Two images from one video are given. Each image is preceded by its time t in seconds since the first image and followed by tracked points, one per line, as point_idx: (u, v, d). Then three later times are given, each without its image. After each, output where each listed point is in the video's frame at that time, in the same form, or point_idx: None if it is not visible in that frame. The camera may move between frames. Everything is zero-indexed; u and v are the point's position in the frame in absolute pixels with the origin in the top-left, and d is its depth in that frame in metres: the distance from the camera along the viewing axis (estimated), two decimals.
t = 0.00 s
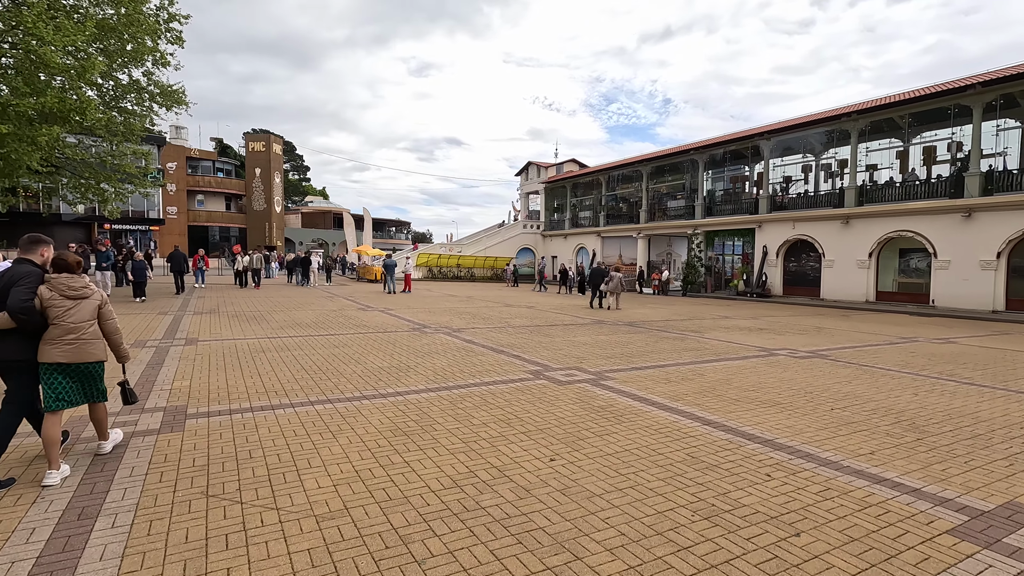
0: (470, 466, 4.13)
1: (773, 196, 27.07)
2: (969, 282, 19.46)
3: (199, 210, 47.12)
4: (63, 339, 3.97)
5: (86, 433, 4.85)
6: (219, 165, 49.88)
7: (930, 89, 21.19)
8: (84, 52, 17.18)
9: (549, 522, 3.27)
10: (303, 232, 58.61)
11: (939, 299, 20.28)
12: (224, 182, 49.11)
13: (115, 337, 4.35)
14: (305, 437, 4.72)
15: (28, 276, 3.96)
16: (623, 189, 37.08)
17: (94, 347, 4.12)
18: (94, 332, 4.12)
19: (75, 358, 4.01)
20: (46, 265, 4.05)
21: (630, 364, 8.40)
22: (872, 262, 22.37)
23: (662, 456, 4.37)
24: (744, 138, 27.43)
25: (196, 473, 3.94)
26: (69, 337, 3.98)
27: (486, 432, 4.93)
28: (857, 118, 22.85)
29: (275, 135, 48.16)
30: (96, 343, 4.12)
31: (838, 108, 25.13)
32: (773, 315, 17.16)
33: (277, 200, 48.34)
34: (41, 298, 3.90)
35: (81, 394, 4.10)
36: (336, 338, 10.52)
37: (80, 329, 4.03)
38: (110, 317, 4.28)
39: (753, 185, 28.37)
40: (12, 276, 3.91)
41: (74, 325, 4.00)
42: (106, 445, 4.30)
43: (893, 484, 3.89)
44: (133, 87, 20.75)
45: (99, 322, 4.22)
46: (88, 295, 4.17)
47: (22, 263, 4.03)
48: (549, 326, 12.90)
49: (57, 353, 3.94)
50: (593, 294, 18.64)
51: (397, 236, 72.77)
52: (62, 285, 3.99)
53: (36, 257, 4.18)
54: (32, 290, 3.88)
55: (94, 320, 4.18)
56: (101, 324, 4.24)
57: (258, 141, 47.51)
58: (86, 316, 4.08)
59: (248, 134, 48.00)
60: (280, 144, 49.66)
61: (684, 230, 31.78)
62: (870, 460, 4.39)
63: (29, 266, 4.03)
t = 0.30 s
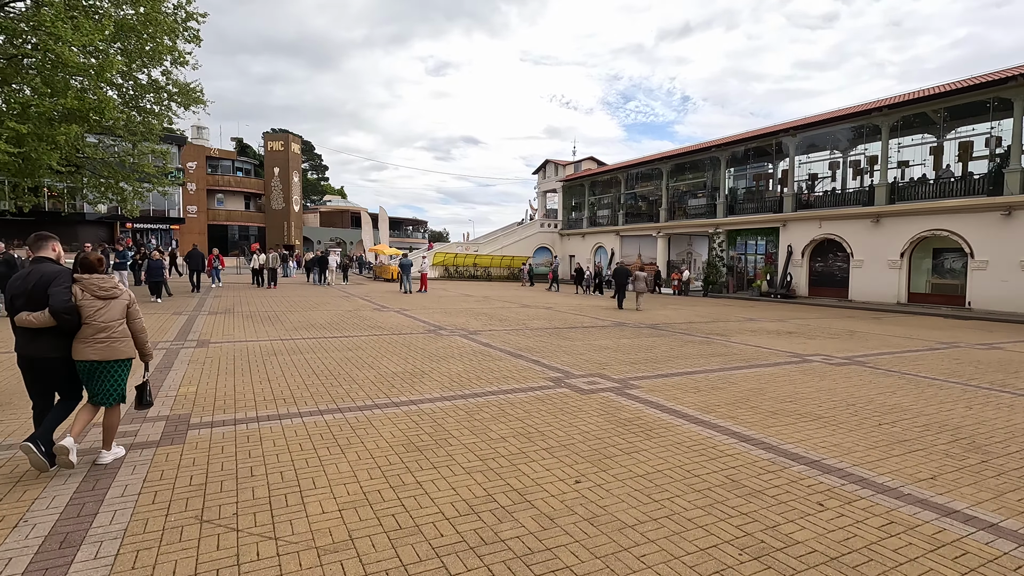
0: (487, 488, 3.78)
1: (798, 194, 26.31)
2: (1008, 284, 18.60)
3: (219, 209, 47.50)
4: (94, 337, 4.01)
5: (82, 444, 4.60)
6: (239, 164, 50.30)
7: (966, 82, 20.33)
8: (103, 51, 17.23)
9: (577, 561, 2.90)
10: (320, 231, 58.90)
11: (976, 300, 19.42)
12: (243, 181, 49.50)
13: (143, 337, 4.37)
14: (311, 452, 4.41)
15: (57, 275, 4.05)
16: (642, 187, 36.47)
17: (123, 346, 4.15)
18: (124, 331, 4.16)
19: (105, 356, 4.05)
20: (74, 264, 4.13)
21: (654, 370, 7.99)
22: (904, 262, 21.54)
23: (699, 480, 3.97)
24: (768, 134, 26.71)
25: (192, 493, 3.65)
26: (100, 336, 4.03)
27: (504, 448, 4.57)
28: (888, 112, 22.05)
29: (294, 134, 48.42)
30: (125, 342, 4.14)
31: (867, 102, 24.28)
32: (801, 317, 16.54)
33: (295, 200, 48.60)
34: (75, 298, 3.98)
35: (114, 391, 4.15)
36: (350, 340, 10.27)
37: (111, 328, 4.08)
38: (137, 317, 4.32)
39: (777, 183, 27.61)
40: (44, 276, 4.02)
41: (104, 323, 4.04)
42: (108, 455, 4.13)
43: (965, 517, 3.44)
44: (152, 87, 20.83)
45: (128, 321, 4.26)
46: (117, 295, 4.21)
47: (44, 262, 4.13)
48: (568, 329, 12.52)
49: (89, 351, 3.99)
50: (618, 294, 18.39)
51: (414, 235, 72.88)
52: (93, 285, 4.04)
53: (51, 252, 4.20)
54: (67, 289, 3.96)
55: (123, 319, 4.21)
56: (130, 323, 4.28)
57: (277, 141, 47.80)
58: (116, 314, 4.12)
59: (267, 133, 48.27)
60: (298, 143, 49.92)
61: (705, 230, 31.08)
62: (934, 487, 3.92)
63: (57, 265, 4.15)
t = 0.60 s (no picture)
0: (511, 505, 3.43)
1: (826, 190, 25.49)
2: None
3: (239, 207, 47.88)
4: (119, 331, 4.13)
5: (81, 449, 4.34)
6: (259, 162, 50.65)
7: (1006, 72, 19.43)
8: (122, 48, 17.24)
9: None
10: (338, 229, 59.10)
11: (1016, 301, 18.56)
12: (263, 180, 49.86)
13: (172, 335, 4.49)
14: (322, 461, 4.09)
15: (95, 272, 4.08)
16: (663, 183, 35.78)
17: (142, 343, 4.19)
18: (145, 328, 4.22)
19: (125, 351, 4.13)
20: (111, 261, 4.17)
21: (683, 373, 7.57)
22: (938, 260, 20.69)
23: (747, 498, 3.58)
24: (794, 128, 25.93)
25: (191, 507, 3.36)
26: (124, 330, 4.14)
27: (529, 458, 4.21)
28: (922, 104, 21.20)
29: (312, 133, 48.61)
30: (146, 339, 4.20)
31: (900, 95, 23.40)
32: (830, 317, 15.92)
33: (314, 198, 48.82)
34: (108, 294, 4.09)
35: (131, 388, 4.18)
36: (366, 339, 10.00)
37: (136, 325, 4.17)
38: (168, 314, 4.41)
39: (804, 178, 26.79)
40: (85, 274, 4.03)
41: (129, 319, 4.15)
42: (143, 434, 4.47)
43: None
44: (172, 84, 20.87)
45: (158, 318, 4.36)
46: (150, 291, 4.29)
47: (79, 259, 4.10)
48: (589, 328, 12.11)
49: (112, 343, 4.10)
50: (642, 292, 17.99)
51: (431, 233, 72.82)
52: (126, 281, 4.18)
53: (80, 248, 4.15)
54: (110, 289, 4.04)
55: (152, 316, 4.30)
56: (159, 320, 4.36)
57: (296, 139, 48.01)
58: (144, 312, 4.21)
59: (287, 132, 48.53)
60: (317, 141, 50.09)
61: (728, 227, 30.33)
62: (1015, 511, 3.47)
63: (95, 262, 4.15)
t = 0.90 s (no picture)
0: (535, 531, 3.13)
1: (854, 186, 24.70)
2: None
3: (258, 204, 48.22)
4: (161, 325, 4.24)
5: (79, 459, 4.05)
6: (278, 160, 50.98)
7: None
8: (141, 46, 17.26)
9: None
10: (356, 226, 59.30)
11: None
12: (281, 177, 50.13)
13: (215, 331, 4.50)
14: (330, 476, 3.82)
15: (138, 267, 4.22)
16: (683, 180, 35.10)
17: (185, 338, 4.29)
18: (187, 323, 4.30)
19: (166, 344, 4.23)
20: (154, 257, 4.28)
21: (713, 378, 7.17)
22: (974, 258, 19.88)
23: (798, 528, 3.21)
24: (821, 122, 25.15)
25: (188, 528, 3.11)
26: (165, 325, 4.24)
27: (552, 475, 3.90)
28: (957, 97, 20.38)
29: (331, 130, 48.74)
30: (186, 335, 4.29)
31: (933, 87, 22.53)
32: (861, 318, 15.33)
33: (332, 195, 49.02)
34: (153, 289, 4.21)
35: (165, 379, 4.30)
36: (381, 339, 9.77)
37: (178, 320, 4.25)
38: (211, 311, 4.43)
39: (830, 174, 26.01)
40: (126, 267, 4.18)
41: (171, 314, 4.24)
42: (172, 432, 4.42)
43: None
44: (191, 82, 20.93)
45: (199, 315, 4.39)
46: (191, 288, 4.37)
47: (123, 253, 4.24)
48: (611, 328, 11.73)
49: (155, 337, 4.22)
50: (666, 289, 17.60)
51: (448, 230, 72.81)
52: (168, 276, 4.27)
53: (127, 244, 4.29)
54: (149, 282, 4.16)
55: (193, 312, 4.36)
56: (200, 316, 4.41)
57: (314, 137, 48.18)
58: (185, 308, 4.29)
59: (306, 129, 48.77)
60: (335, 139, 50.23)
61: (751, 224, 29.60)
62: None
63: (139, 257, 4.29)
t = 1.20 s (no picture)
0: (557, 558, 2.80)
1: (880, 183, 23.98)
2: None
3: (274, 202, 48.44)
4: (191, 322, 4.24)
5: (69, 469, 3.78)
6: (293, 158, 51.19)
7: None
8: (156, 43, 17.23)
9: None
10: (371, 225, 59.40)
11: None
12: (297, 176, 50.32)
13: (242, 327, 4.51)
14: (334, 489, 3.54)
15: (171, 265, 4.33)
16: (701, 177, 34.45)
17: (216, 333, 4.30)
18: (217, 319, 4.31)
19: (198, 340, 4.24)
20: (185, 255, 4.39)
21: (740, 382, 6.78)
22: (1007, 257, 19.12)
23: (856, 560, 2.83)
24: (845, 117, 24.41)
25: (176, 549, 2.83)
26: (195, 321, 4.24)
27: (574, 491, 3.57)
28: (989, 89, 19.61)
29: (346, 129, 48.82)
30: (218, 330, 4.30)
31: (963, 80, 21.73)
32: (890, 318, 14.75)
33: (347, 193, 49.12)
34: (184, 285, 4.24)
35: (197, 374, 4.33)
36: (394, 339, 9.51)
37: (206, 316, 4.25)
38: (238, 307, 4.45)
39: (855, 170, 25.26)
40: (160, 265, 4.27)
41: (201, 311, 4.24)
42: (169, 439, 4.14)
43: None
44: (207, 80, 20.93)
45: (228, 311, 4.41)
46: (219, 284, 4.37)
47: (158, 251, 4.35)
48: (630, 329, 11.36)
49: (186, 334, 4.21)
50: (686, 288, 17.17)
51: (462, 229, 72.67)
52: (197, 273, 4.26)
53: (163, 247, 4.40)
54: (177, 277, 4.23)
55: (222, 308, 4.37)
56: (229, 312, 4.43)
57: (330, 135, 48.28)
58: (214, 304, 4.30)
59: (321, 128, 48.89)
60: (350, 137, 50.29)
61: (771, 222, 28.90)
62: None
63: (173, 257, 4.41)
